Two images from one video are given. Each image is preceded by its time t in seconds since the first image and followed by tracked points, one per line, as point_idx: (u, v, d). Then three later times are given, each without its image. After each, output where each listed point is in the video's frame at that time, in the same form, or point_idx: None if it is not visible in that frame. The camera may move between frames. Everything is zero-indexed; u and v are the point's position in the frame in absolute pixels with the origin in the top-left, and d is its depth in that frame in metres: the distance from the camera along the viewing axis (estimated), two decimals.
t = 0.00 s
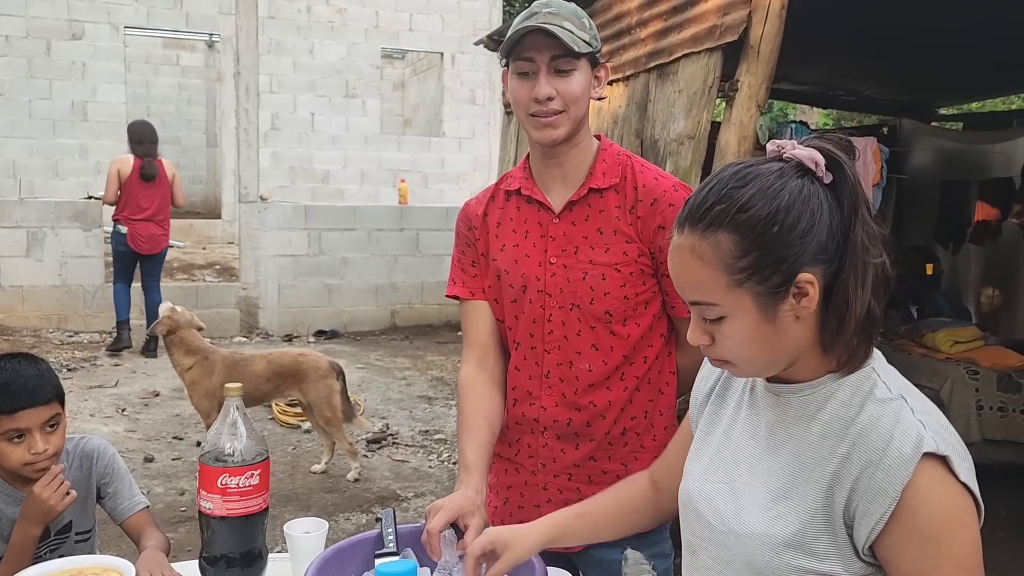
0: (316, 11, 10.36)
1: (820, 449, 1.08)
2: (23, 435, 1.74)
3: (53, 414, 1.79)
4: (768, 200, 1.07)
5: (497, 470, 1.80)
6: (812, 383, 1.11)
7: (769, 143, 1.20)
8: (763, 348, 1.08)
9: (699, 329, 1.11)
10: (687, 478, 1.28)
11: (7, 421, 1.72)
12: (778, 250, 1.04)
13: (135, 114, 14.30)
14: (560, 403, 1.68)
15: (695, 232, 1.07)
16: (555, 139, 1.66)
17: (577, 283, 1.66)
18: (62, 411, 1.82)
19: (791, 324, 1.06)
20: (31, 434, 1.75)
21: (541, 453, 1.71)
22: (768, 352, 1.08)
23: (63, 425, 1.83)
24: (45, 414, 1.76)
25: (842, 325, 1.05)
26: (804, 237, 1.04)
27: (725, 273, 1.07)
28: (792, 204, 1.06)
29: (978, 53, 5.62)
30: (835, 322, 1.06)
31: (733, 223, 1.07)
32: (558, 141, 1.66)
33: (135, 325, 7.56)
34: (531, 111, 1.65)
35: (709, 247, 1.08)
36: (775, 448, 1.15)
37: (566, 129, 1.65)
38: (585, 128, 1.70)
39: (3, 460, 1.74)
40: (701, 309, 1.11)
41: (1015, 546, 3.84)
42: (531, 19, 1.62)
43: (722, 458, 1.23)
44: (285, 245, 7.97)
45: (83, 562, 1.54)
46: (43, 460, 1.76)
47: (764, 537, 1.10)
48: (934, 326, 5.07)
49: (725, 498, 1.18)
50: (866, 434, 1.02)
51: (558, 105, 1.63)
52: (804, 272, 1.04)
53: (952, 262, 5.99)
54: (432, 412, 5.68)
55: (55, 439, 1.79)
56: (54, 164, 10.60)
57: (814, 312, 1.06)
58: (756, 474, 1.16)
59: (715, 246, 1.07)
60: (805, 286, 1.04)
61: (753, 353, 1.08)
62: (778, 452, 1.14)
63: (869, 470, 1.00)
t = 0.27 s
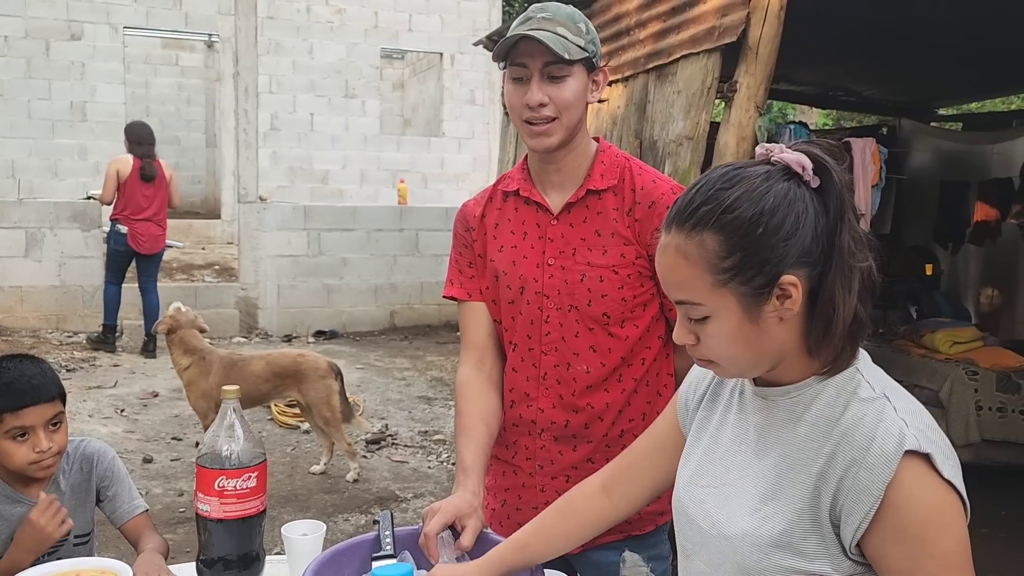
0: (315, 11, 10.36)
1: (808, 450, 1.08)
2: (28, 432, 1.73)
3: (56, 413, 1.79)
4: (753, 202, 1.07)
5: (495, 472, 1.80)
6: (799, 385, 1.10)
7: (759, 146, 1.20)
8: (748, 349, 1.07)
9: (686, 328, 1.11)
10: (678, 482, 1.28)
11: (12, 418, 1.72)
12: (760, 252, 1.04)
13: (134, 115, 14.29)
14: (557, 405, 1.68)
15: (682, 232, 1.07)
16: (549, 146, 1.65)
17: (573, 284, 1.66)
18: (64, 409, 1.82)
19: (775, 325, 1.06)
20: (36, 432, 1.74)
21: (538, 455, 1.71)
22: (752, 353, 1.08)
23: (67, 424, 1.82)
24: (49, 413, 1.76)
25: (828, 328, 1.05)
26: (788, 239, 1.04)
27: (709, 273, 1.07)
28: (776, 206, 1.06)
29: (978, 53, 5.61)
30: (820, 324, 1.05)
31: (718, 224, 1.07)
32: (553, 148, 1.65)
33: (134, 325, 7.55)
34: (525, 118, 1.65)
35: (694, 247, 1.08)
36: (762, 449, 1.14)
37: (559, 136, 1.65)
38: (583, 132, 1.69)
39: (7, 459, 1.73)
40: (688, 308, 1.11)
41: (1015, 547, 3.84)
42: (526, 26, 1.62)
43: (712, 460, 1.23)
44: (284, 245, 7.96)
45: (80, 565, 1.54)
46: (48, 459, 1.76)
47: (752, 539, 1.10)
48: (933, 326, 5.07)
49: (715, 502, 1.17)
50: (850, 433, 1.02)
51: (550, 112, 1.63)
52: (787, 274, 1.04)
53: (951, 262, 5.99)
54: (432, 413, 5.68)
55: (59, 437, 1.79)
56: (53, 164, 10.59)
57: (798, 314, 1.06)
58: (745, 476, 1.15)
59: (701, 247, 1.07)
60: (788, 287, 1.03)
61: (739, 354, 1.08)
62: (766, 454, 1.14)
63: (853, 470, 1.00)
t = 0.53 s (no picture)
0: (315, 11, 10.36)
1: (808, 449, 1.07)
2: (23, 433, 1.73)
3: (52, 413, 1.78)
4: (741, 202, 1.06)
5: (496, 474, 1.79)
6: (794, 384, 1.10)
7: (748, 146, 1.19)
8: (739, 348, 1.07)
9: (677, 330, 1.11)
10: (675, 484, 1.27)
11: (7, 419, 1.71)
12: (749, 252, 1.04)
13: (134, 115, 14.28)
14: (558, 404, 1.68)
15: (670, 232, 1.07)
16: (554, 151, 1.65)
17: (575, 283, 1.65)
18: (60, 410, 1.81)
19: (765, 325, 1.06)
20: (31, 433, 1.73)
21: (539, 455, 1.71)
22: (742, 354, 1.07)
23: (62, 425, 1.82)
24: (44, 413, 1.75)
25: (819, 327, 1.05)
26: (776, 240, 1.04)
27: (699, 273, 1.06)
28: (764, 206, 1.05)
29: (978, 53, 5.61)
30: (811, 323, 1.05)
31: (707, 224, 1.06)
32: (558, 153, 1.65)
33: (133, 325, 7.55)
34: (530, 123, 1.64)
35: (683, 248, 1.08)
36: (760, 450, 1.14)
37: (565, 141, 1.64)
38: (586, 132, 1.69)
39: (3, 462, 1.72)
40: (678, 309, 1.11)
41: (1016, 547, 3.84)
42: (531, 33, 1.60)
43: (709, 462, 1.22)
44: (284, 245, 7.96)
45: (80, 566, 1.54)
46: (44, 460, 1.75)
47: (755, 540, 1.09)
48: (934, 326, 5.07)
49: (715, 504, 1.17)
50: (852, 430, 1.02)
51: (554, 117, 1.62)
52: (776, 274, 1.04)
53: (951, 262, 5.99)
54: (431, 413, 5.67)
55: (55, 439, 1.78)
56: (52, 164, 10.58)
57: (789, 313, 1.05)
58: (744, 476, 1.15)
59: (690, 247, 1.07)
60: (778, 287, 1.03)
61: (730, 354, 1.08)
62: (764, 453, 1.13)
63: (858, 467, 0.99)
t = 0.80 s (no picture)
0: (314, 11, 10.35)
1: (805, 450, 1.07)
2: (17, 433, 1.72)
3: (46, 413, 1.78)
4: (741, 204, 1.06)
5: (495, 474, 1.79)
6: (793, 385, 1.09)
7: (750, 145, 1.18)
8: (738, 350, 1.07)
9: (676, 330, 1.10)
10: (674, 482, 1.26)
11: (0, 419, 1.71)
12: (750, 254, 1.03)
13: (132, 115, 14.26)
14: (559, 405, 1.67)
15: (671, 233, 1.07)
16: (560, 160, 1.65)
17: (577, 283, 1.65)
18: (56, 408, 1.80)
19: (764, 326, 1.06)
20: (24, 432, 1.73)
21: (539, 456, 1.70)
22: (741, 355, 1.07)
23: (57, 424, 1.81)
24: (38, 412, 1.75)
25: (820, 328, 1.05)
26: (778, 242, 1.03)
27: (699, 275, 1.06)
28: (765, 208, 1.05)
29: (979, 53, 5.60)
30: (811, 326, 1.05)
31: (707, 226, 1.06)
32: (565, 160, 1.66)
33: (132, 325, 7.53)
34: (537, 135, 1.64)
35: (683, 249, 1.07)
36: (757, 448, 1.14)
37: (571, 151, 1.65)
38: (592, 135, 1.68)
39: None
40: (678, 309, 1.10)
41: (1015, 547, 3.84)
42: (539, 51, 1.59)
43: (708, 460, 1.21)
44: (283, 245, 7.95)
45: (77, 566, 1.53)
46: (37, 458, 1.74)
47: (751, 540, 1.09)
48: (933, 326, 5.07)
49: (712, 502, 1.16)
50: (849, 432, 1.01)
51: (562, 131, 1.62)
52: (777, 276, 1.03)
53: (950, 262, 6.00)
54: (430, 414, 5.66)
55: (50, 438, 1.77)
56: (51, 164, 10.57)
57: (789, 315, 1.05)
58: (742, 476, 1.14)
59: (690, 248, 1.06)
60: (778, 289, 1.03)
61: (729, 355, 1.07)
62: (762, 452, 1.13)
63: (854, 468, 0.99)
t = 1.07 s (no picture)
0: (313, 11, 10.35)
1: (804, 450, 1.06)
2: (14, 432, 1.72)
3: (44, 412, 1.77)
4: (740, 207, 1.05)
5: (494, 475, 1.79)
6: (792, 386, 1.09)
7: (749, 146, 1.18)
8: (737, 352, 1.07)
9: (676, 333, 1.10)
10: (674, 481, 1.26)
11: None
12: (748, 257, 1.03)
13: (131, 115, 14.25)
14: (559, 405, 1.67)
15: (669, 237, 1.06)
16: (565, 159, 1.65)
17: (579, 283, 1.65)
18: (54, 408, 1.80)
19: (764, 329, 1.05)
20: (22, 431, 1.73)
21: (539, 457, 1.70)
22: (741, 359, 1.07)
23: (55, 424, 1.80)
24: (35, 411, 1.74)
25: (819, 330, 1.04)
26: (777, 245, 1.03)
27: (698, 279, 1.05)
28: (763, 211, 1.04)
29: (977, 53, 5.61)
30: (811, 328, 1.04)
31: (705, 230, 1.05)
32: (569, 159, 1.65)
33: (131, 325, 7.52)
34: (541, 133, 1.64)
35: (682, 253, 1.07)
36: (756, 448, 1.13)
37: (574, 150, 1.64)
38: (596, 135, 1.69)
39: None
40: (678, 313, 1.10)
41: (1015, 547, 3.83)
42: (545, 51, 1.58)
43: (708, 460, 1.21)
44: (282, 245, 7.94)
45: (75, 566, 1.52)
46: (34, 458, 1.74)
47: (749, 541, 1.08)
48: (932, 326, 5.07)
49: (712, 503, 1.16)
50: (847, 433, 1.01)
51: (567, 131, 1.62)
52: (776, 279, 1.03)
53: (949, 262, 6.00)
54: (429, 413, 5.66)
55: (47, 437, 1.77)
56: (50, 165, 10.55)
57: (788, 317, 1.05)
58: (741, 476, 1.14)
59: (688, 252, 1.06)
60: (778, 292, 1.03)
61: (728, 358, 1.07)
62: (761, 452, 1.12)
63: (852, 470, 0.99)
